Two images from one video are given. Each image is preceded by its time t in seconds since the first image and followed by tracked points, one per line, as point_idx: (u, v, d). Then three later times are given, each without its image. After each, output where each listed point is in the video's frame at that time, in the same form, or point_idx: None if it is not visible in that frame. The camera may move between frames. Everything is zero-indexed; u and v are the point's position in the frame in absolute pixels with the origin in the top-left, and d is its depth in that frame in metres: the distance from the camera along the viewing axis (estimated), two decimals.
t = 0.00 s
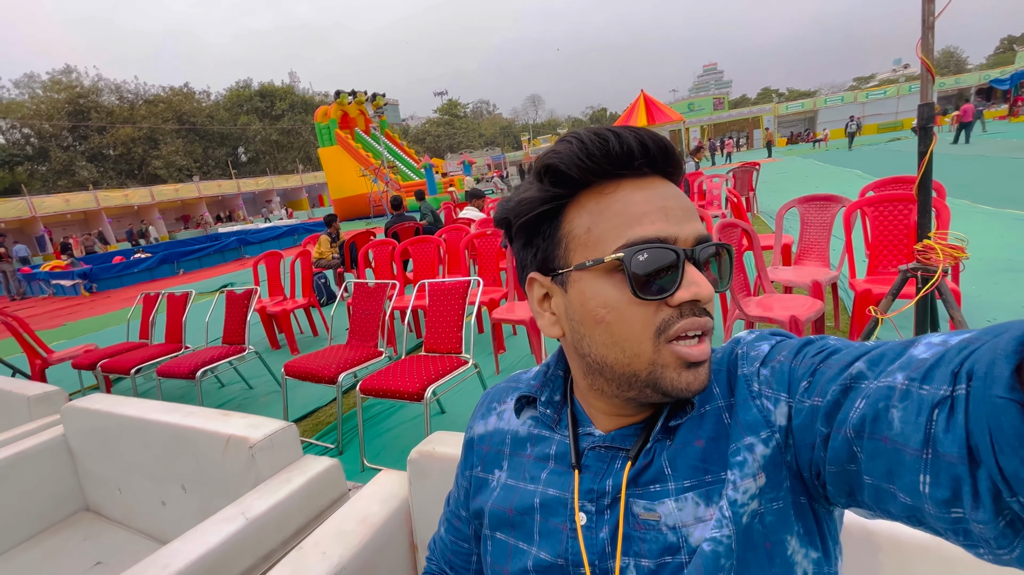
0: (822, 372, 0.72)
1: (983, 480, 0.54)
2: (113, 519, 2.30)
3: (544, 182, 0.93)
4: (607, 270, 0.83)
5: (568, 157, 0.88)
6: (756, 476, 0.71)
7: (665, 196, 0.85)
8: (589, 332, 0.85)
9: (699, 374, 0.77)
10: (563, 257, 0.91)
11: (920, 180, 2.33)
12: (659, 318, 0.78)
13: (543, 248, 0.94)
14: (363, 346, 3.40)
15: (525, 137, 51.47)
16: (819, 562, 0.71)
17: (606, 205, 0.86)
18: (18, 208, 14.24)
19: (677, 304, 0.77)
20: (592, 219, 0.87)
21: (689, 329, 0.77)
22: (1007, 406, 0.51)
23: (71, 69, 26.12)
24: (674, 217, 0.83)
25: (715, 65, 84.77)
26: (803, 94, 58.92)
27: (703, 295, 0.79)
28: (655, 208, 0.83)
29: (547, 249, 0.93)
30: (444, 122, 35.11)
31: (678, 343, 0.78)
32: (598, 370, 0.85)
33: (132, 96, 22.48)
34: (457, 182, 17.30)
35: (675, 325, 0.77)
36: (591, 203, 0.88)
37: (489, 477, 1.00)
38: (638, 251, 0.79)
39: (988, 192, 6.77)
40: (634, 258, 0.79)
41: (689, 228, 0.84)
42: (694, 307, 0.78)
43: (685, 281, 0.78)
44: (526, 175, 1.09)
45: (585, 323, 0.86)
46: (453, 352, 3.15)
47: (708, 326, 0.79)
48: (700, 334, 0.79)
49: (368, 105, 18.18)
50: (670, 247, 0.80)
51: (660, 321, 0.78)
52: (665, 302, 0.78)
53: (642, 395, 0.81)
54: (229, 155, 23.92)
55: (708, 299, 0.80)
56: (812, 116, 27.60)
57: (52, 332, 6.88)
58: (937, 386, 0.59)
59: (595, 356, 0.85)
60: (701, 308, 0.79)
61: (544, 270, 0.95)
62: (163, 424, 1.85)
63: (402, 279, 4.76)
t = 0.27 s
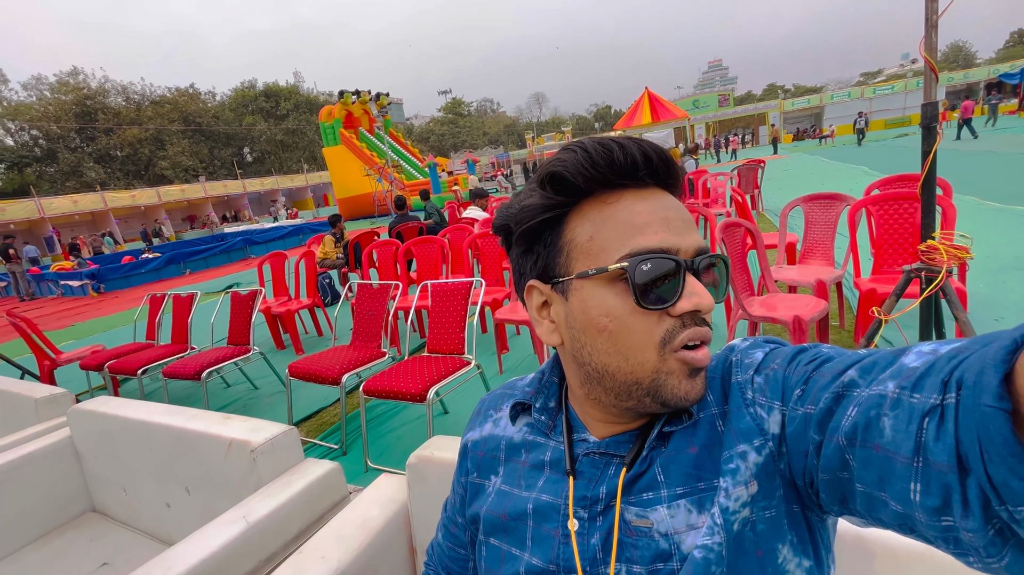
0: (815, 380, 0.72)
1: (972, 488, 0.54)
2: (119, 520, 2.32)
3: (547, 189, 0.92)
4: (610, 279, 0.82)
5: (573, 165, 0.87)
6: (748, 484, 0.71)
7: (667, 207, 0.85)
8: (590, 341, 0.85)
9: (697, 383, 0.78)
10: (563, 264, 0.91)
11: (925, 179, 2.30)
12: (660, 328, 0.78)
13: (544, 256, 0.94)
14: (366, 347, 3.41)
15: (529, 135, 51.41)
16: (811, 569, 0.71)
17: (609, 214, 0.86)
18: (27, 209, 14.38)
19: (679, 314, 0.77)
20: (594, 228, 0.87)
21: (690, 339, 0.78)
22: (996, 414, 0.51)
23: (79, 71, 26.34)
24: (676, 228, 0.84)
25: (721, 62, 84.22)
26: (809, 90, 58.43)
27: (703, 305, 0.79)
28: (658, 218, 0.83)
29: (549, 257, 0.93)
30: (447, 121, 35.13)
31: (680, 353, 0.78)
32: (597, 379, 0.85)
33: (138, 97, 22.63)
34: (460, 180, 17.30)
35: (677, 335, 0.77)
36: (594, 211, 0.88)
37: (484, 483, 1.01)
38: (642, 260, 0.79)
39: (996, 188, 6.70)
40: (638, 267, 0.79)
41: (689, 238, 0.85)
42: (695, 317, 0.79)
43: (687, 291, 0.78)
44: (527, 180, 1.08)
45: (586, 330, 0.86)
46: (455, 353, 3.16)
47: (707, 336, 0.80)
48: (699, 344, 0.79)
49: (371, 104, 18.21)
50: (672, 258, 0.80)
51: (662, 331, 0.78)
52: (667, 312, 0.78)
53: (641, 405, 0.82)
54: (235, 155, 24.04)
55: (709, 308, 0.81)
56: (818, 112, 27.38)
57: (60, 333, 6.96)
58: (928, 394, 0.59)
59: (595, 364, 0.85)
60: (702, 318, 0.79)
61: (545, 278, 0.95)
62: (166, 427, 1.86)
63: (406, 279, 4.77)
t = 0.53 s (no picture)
0: (812, 372, 0.73)
1: (967, 476, 0.54)
2: (123, 519, 2.34)
3: (551, 182, 0.93)
4: (614, 275, 0.83)
5: (578, 158, 0.88)
6: (746, 476, 0.71)
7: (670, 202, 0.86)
8: (591, 334, 0.86)
9: (697, 377, 0.79)
10: (566, 259, 0.92)
11: (926, 176, 2.30)
12: (662, 323, 0.79)
13: (546, 249, 0.95)
14: (369, 347, 3.43)
15: (531, 136, 51.48)
16: (808, 561, 0.72)
17: (613, 209, 0.86)
18: (32, 212, 14.48)
19: (680, 309, 0.78)
20: (598, 223, 0.87)
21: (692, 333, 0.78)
22: (990, 404, 0.52)
23: (83, 75, 26.51)
24: (679, 224, 0.85)
25: (723, 62, 84.07)
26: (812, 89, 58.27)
27: (705, 301, 0.80)
28: (663, 214, 0.84)
29: (551, 250, 0.94)
30: (449, 123, 35.24)
31: (681, 347, 0.79)
32: (598, 372, 0.86)
33: (142, 100, 22.73)
34: (462, 182, 17.34)
35: (678, 330, 0.78)
36: (597, 205, 0.89)
37: (484, 477, 1.01)
38: (645, 255, 0.79)
39: (1000, 186, 6.67)
40: (642, 262, 0.79)
41: (691, 234, 0.85)
42: (696, 313, 0.79)
43: (689, 287, 0.79)
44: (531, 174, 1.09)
45: (587, 323, 0.87)
46: (458, 353, 3.17)
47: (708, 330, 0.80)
48: (700, 338, 0.80)
49: (374, 106, 18.27)
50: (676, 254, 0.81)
51: (662, 326, 0.79)
52: (669, 307, 0.78)
53: (641, 398, 0.82)
54: (238, 157, 24.15)
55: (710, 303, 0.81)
56: (821, 112, 27.31)
57: (65, 335, 7.00)
58: (925, 384, 0.59)
59: (596, 358, 0.86)
60: (703, 313, 0.80)
61: (547, 272, 0.96)
62: (171, 425, 1.88)
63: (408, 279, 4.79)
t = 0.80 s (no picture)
0: (816, 371, 0.72)
1: (971, 476, 0.54)
2: (125, 521, 2.34)
3: (554, 181, 0.93)
4: (618, 275, 0.83)
5: (581, 157, 0.88)
6: (749, 475, 0.71)
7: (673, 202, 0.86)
8: (594, 333, 0.86)
9: (700, 377, 0.78)
10: (569, 258, 0.92)
11: (927, 176, 2.30)
12: (665, 321, 0.78)
13: (549, 249, 0.95)
14: (370, 349, 3.43)
15: (531, 137, 51.51)
16: (813, 561, 0.72)
17: (615, 209, 0.87)
18: (33, 215, 14.49)
19: (684, 309, 0.78)
20: (601, 221, 0.87)
21: (695, 332, 0.78)
22: (996, 402, 0.51)
23: (84, 78, 26.56)
24: (682, 223, 0.85)
25: (723, 62, 84.10)
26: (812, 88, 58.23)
27: (708, 299, 0.79)
28: (665, 213, 0.84)
29: (554, 248, 0.94)
30: (449, 124, 35.25)
31: (683, 346, 0.79)
32: (601, 371, 0.86)
33: (142, 103, 22.76)
34: (463, 183, 17.35)
35: (679, 329, 0.78)
36: (599, 205, 0.89)
37: (487, 477, 1.01)
38: (649, 255, 0.79)
39: (1000, 185, 6.66)
40: (645, 262, 0.79)
41: (692, 232, 0.85)
42: (699, 313, 0.79)
43: (692, 287, 0.79)
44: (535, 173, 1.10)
45: (590, 321, 0.87)
46: (459, 354, 3.17)
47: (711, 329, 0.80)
48: (703, 338, 0.80)
49: (374, 108, 18.29)
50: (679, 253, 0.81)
51: (666, 324, 0.78)
52: (673, 306, 0.78)
53: (645, 397, 0.82)
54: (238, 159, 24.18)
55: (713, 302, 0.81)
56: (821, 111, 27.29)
57: (66, 337, 7.00)
58: (929, 384, 0.59)
59: (599, 357, 0.86)
60: (706, 312, 0.80)
61: (550, 271, 0.96)
62: (172, 427, 1.88)
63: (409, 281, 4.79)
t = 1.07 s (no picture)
0: (819, 375, 0.72)
1: (975, 482, 0.54)
2: (125, 524, 2.33)
3: (555, 179, 0.93)
4: (614, 265, 0.83)
5: (580, 155, 0.88)
6: (752, 479, 0.71)
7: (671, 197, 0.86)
8: (592, 325, 0.86)
9: (697, 370, 0.77)
10: (569, 254, 0.91)
11: (927, 176, 2.29)
12: (661, 313, 0.78)
13: (550, 245, 0.95)
14: (370, 350, 3.42)
15: (531, 138, 51.53)
16: (815, 566, 0.71)
17: (614, 204, 0.87)
18: (33, 217, 14.51)
19: (681, 299, 0.77)
20: (600, 218, 0.88)
21: (691, 323, 0.77)
22: (1000, 408, 0.51)
23: (84, 81, 26.59)
24: (679, 218, 0.85)
25: (722, 62, 84.11)
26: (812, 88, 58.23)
27: (705, 291, 0.79)
28: (663, 209, 0.84)
29: (555, 244, 0.94)
30: (449, 125, 35.29)
31: (680, 337, 0.78)
32: (600, 364, 0.86)
33: (143, 105, 22.78)
34: (463, 184, 17.36)
35: (677, 320, 0.77)
36: (599, 202, 0.89)
37: (488, 480, 1.01)
38: (645, 244, 0.79)
39: (1001, 185, 6.65)
40: (641, 252, 0.79)
41: (692, 231, 0.85)
42: (696, 304, 0.78)
43: (688, 278, 0.78)
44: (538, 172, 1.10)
45: (588, 315, 0.86)
46: (460, 355, 3.17)
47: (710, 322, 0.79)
48: (701, 330, 0.79)
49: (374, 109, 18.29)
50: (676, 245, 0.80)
51: (662, 315, 0.78)
52: (668, 296, 0.78)
53: (643, 389, 0.81)
54: (239, 161, 24.21)
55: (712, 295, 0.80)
56: (821, 111, 27.28)
57: (67, 340, 7.00)
58: (932, 389, 0.59)
59: (598, 349, 0.85)
60: (704, 305, 0.79)
61: (551, 267, 0.95)
62: (172, 430, 1.87)
63: (409, 282, 4.79)
